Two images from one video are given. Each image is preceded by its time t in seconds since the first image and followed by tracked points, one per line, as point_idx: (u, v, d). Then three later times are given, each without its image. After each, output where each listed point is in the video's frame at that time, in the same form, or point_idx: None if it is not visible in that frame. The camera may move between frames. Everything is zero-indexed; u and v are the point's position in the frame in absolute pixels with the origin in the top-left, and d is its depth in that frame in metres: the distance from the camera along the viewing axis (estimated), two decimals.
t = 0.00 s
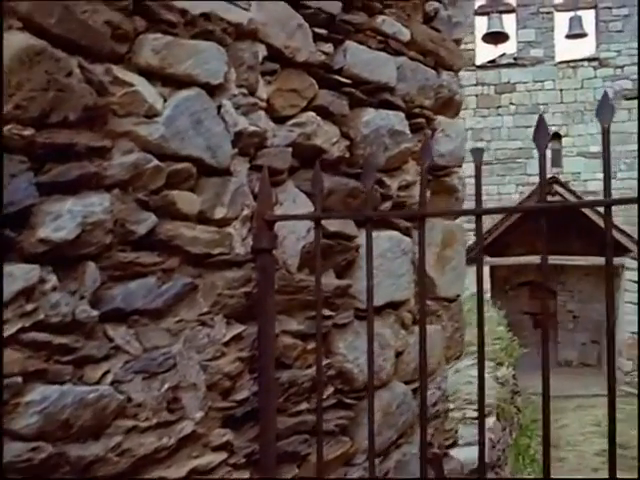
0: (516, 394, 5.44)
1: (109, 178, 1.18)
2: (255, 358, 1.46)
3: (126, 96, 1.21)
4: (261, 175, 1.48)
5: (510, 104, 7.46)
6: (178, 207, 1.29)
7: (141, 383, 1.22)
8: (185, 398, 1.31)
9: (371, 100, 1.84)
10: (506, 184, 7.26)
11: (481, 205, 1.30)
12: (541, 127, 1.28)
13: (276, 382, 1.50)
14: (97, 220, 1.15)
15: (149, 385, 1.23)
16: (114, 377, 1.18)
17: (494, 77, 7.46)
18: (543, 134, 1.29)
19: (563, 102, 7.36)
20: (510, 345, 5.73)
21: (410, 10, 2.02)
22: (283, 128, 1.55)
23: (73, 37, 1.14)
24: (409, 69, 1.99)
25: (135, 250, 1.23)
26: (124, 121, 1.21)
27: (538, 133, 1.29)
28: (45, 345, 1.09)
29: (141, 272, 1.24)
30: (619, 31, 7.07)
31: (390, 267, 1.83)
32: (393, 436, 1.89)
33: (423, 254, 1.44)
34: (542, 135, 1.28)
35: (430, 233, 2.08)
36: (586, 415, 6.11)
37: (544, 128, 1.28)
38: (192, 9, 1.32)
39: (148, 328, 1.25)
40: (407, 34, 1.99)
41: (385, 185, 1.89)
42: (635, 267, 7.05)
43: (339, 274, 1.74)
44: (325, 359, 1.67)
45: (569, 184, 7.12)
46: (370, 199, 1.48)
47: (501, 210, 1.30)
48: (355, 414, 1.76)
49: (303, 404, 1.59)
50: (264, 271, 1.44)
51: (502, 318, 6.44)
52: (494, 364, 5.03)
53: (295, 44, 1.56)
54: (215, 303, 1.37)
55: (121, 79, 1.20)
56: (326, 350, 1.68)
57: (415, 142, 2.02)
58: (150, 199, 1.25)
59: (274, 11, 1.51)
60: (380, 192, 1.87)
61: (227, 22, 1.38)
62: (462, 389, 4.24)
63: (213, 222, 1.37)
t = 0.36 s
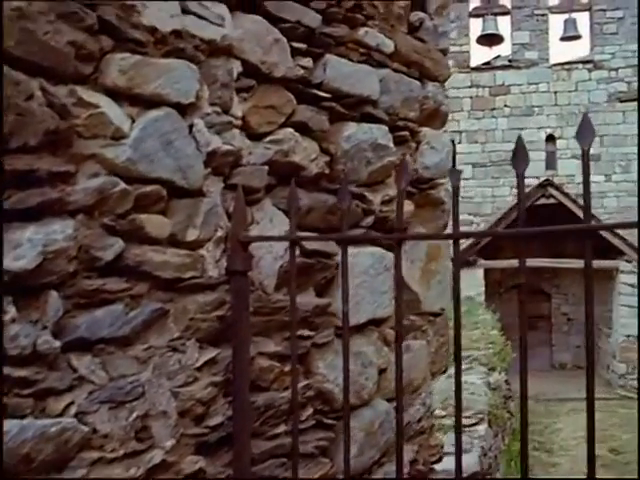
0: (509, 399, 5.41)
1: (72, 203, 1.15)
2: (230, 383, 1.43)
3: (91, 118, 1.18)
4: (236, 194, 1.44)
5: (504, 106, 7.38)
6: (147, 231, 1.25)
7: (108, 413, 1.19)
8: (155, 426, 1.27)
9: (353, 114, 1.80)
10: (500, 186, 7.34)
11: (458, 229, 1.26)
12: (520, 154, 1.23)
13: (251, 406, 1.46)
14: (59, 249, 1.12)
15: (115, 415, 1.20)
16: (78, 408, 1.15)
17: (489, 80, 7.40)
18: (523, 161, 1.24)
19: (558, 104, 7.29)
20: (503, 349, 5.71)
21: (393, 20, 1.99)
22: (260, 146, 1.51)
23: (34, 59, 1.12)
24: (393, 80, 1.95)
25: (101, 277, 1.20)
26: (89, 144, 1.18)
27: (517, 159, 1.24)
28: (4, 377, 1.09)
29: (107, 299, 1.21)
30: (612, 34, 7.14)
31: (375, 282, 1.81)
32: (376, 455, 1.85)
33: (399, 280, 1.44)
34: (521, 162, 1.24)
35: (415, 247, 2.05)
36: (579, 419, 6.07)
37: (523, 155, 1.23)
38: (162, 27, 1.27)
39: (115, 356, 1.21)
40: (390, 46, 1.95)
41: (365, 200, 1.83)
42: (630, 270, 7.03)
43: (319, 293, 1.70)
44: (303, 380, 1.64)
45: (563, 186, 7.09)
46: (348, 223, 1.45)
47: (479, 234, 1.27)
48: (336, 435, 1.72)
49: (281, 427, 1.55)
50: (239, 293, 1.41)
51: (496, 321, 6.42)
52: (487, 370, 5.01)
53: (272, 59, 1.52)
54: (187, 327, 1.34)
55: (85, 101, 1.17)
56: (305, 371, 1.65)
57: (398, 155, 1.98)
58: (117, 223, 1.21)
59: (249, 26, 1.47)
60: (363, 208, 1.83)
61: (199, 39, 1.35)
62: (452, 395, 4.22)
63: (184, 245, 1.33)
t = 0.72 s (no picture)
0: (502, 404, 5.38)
1: (34, 230, 1.13)
2: (203, 408, 1.39)
3: (55, 141, 1.15)
4: (210, 214, 1.41)
5: (499, 108, 7.39)
6: (114, 256, 1.23)
7: (72, 445, 1.15)
8: (123, 456, 1.24)
9: (334, 128, 1.76)
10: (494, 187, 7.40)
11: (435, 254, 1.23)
12: (498, 175, 1.17)
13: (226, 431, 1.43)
14: (19, 278, 1.11)
15: (81, 446, 1.17)
16: (40, 441, 1.12)
17: (484, 81, 7.42)
18: (501, 182, 1.18)
19: (552, 106, 7.29)
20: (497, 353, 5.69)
21: (377, 31, 1.95)
22: (235, 164, 1.47)
23: None
24: (377, 93, 1.92)
25: (66, 304, 1.17)
26: (53, 168, 1.15)
27: (495, 180, 1.18)
28: None
29: (73, 327, 1.18)
30: (608, 35, 7.12)
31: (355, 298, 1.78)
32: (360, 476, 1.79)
33: (376, 301, 1.35)
34: (498, 183, 1.18)
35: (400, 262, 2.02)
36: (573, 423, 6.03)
37: (501, 176, 1.18)
38: (130, 45, 1.24)
39: (81, 385, 1.18)
40: (374, 57, 1.91)
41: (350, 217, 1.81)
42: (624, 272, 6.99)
43: (298, 312, 1.67)
44: (282, 402, 1.60)
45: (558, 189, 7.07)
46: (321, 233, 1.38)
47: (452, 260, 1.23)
48: (315, 459, 1.66)
49: (258, 451, 1.51)
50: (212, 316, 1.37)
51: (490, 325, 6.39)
52: (479, 375, 4.98)
53: (248, 74, 1.48)
54: (158, 353, 1.30)
55: (49, 124, 1.15)
56: (284, 392, 1.61)
57: (381, 169, 1.95)
58: (82, 249, 1.18)
59: (224, 42, 1.44)
60: (345, 224, 1.79)
61: (171, 57, 1.31)
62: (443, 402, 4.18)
63: (155, 268, 1.30)
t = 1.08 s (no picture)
0: (495, 408, 5.35)
1: None
2: (177, 433, 1.36)
3: (19, 166, 1.12)
4: (184, 235, 1.37)
5: (493, 110, 7.39)
6: (81, 282, 1.20)
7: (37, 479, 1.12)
8: None
9: (315, 143, 1.72)
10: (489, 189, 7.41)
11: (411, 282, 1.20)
12: (475, 204, 1.15)
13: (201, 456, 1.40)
14: None
15: None
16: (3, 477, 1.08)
17: (478, 83, 7.39)
18: (478, 209, 1.16)
19: (546, 108, 7.29)
20: (491, 357, 5.66)
21: (361, 42, 1.91)
22: (211, 183, 1.44)
23: None
24: (360, 105, 1.88)
25: (31, 334, 1.14)
26: (17, 193, 1.12)
27: (473, 209, 1.16)
28: None
29: (39, 357, 1.15)
30: (602, 37, 7.14)
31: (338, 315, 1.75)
32: None
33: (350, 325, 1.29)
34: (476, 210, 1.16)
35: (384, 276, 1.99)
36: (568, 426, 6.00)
37: (477, 202, 1.15)
38: (97, 65, 1.21)
39: (46, 416, 1.16)
40: (357, 69, 1.88)
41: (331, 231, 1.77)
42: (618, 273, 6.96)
43: (278, 331, 1.64)
44: (261, 424, 1.57)
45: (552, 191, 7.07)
46: (296, 256, 1.35)
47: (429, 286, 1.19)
48: None
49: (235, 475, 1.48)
50: (185, 340, 1.34)
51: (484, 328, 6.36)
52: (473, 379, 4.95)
53: (223, 91, 1.45)
54: (129, 379, 1.27)
55: (13, 148, 1.12)
56: (263, 413, 1.58)
57: (365, 183, 1.92)
58: (47, 276, 1.15)
59: (199, 58, 1.40)
60: (326, 240, 1.75)
61: (142, 76, 1.28)
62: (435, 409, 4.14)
63: (125, 293, 1.27)
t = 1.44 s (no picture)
0: (488, 412, 5.31)
1: None
2: (150, 459, 1.33)
3: None
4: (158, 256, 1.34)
5: (488, 111, 7.40)
6: (49, 308, 1.18)
7: None
8: None
9: (296, 158, 1.69)
10: (484, 190, 7.38)
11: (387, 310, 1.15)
12: (454, 229, 1.10)
13: None
14: None
15: None
16: None
17: (472, 84, 7.39)
18: (456, 232, 1.11)
19: (541, 110, 7.30)
20: (484, 360, 5.62)
21: (344, 53, 1.88)
22: (186, 202, 1.41)
23: None
24: (343, 118, 1.85)
25: None
26: None
27: (450, 234, 1.11)
28: None
29: (4, 387, 1.13)
30: (597, 39, 7.13)
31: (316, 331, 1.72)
32: None
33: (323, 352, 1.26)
34: (454, 235, 1.11)
35: (369, 290, 1.95)
36: (561, 430, 5.96)
37: (455, 227, 1.10)
38: (65, 85, 1.19)
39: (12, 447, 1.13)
40: (340, 81, 1.85)
41: (313, 247, 1.74)
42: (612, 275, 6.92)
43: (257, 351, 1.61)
44: (239, 446, 1.54)
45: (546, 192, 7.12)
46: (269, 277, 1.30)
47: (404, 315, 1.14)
48: None
49: None
50: (158, 364, 1.31)
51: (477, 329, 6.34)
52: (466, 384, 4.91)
53: (199, 108, 1.42)
54: (100, 406, 1.25)
55: None
56: (242, 435, 1.55)
57: (348, 196, 1.89)
58: (12, 303, 1.14)
59: (172, 75, 1.37)
60: (308, 256, 1.72)
61: (112, 96, 1.25)
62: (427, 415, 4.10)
63: (95, 318, 1.24)
